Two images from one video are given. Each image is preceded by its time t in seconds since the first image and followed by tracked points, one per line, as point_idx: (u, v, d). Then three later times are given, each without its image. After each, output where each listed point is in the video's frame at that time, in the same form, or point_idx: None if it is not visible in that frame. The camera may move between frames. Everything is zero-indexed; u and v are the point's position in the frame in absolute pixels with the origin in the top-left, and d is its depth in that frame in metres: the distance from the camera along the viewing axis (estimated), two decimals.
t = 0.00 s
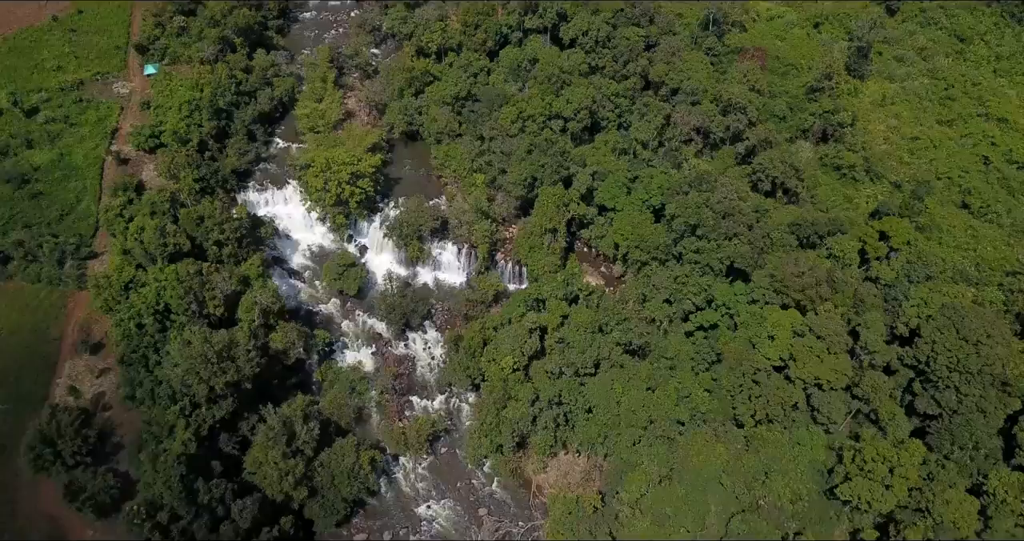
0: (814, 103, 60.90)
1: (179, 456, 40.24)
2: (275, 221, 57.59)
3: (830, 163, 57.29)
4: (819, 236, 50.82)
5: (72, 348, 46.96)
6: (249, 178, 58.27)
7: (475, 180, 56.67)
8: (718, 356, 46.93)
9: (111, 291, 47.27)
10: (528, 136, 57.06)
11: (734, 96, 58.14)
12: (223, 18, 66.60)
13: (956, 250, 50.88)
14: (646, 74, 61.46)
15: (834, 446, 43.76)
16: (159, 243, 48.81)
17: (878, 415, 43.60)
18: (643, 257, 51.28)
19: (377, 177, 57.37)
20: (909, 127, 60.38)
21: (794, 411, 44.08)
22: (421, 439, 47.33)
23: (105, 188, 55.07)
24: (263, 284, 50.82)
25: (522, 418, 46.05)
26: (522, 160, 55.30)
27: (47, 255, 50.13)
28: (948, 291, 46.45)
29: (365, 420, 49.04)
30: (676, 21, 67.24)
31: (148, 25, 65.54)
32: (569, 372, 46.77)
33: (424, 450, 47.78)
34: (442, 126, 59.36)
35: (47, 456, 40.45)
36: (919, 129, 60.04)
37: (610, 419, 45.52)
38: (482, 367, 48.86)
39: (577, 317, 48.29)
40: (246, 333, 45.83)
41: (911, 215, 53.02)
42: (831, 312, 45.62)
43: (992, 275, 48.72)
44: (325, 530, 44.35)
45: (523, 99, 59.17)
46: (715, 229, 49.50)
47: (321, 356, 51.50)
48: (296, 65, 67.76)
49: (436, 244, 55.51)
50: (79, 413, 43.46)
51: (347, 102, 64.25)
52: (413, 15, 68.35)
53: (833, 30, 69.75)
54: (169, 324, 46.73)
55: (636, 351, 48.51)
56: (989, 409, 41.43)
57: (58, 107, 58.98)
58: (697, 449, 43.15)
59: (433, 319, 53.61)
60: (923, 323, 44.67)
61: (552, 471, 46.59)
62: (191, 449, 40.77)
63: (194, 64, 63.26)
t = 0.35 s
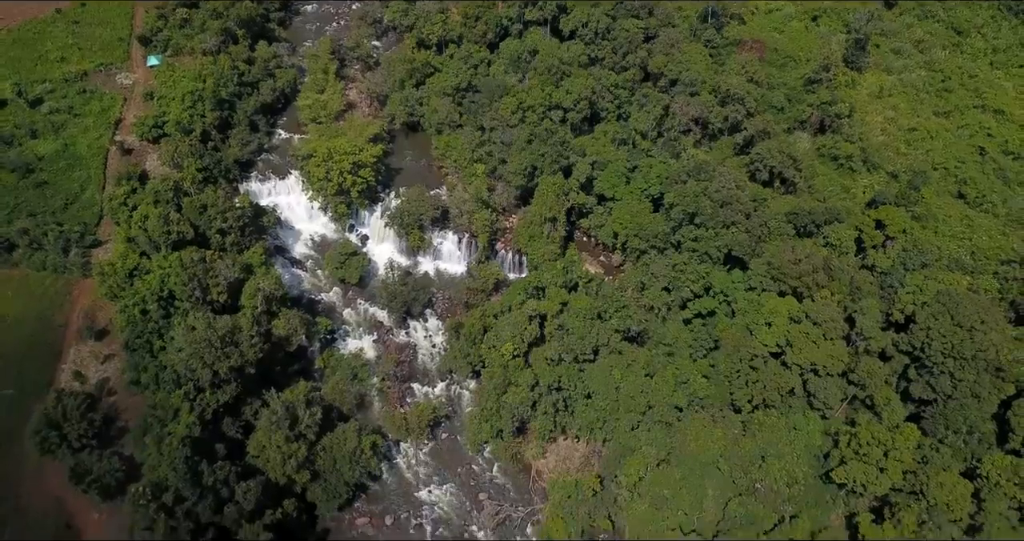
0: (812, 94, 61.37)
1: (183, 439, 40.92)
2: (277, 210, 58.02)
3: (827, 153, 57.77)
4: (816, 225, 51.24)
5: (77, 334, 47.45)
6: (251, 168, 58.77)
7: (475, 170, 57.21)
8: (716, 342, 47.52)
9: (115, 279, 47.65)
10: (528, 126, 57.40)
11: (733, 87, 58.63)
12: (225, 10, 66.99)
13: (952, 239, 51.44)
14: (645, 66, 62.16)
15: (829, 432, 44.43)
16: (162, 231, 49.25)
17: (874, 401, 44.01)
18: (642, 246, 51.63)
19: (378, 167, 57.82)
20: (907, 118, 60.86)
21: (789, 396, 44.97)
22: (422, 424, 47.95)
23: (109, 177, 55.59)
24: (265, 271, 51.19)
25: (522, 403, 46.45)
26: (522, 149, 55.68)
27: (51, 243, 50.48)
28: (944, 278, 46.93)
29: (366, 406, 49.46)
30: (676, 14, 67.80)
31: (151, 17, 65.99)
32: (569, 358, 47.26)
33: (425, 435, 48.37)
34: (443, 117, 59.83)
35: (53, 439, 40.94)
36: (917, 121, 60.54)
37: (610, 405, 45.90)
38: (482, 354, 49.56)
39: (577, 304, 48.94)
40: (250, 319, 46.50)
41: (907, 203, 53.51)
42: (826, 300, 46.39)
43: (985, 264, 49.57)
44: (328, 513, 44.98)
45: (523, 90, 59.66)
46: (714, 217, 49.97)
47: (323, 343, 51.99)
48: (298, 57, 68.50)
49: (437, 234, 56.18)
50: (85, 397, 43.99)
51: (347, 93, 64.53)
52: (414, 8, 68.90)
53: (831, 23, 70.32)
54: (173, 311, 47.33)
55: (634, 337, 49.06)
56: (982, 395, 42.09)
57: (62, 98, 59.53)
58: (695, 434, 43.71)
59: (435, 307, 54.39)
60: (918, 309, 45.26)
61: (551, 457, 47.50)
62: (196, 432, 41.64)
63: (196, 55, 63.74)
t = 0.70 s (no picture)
0: (810, 87, 61.96)
1: (188, 424, 41.68)
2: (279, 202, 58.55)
3: (825, 145, 58.29)
4: (813, 215, 51.85)
5: (81, 322, 47.91)
6: (253, 160, 59.13)
7: (475, 161, 57.73)
8: (713, 329, 48.18)
9: (120, 267, 48.37)
10: (527, 118, 58.04)
11: (732, 78, 59.00)
12: (228, 3, 67.50)
13: (948, 230, 51.96)
14: (643, 58, 62.82)
15: (826, 419, 44.81)
16: (166, 220, 49.81)
17: (871, 388, 44.52)
18: (641, 236, 52.14)
19: (379, 158, 58.29)
20: (904, 110, 61.40)
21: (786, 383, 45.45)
22: (422, 411, 48.54)
23: (112, 168, 56.09)
24: (268, 260, 51.81)
25: (522, 390, 47.07)
26: (522, 140, 56.30)
27: (56, 232, 50.98)
28: (939, 267, 47.47)
29: (368, 394, 50.00)
30: (675, 7, 68.33)
31: (154, 10, 66.55)
32: (568, 346, 47.80)
33: (425, 423, 48.98)
34: (443, 108, 60.30)
35: (58, 424, 41.39)
36: (914, 113, 61.07)
37: (609, 392, 46.51)
38: (483, 342, 50.07)
39: (576, 292, 49.40)
40: (253, 307, 47.04)
41: (903, 194, 53.81)
42: (824, 289, 46.79)
43: (981, 254, 49.99)
44: (329, 499, 45.45)
45: (524, 82, 60.43)
46: (711, 206, 50.61)
47: (325, 332, 52.71)
48: (300, 50, 69.28)
49: (437, 225, 56.45)
50: (90, 384, 44.48)
51: (349, 86, 65.39)
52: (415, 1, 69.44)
53: (829, 16, 70.82)
54: (177, 299, 47.79)
55: (633, 325, 49.44)
56: (976, 382, 42.73)
57: (66, 90, 60.02)
58: (694, 420, 44.30)
59: (435, 297, 54.84)
60: (914, 297, 45.76)
61: (551, 443, 48.37)
62: (200, 418, 42.33)
63: (199, 48, 64.58)
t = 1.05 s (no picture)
0: (807, 78, 62.61)
1: (193, 407, 42.33)
2: (280, 191, 59.00)
3: (823, 136, 58.80)
4: (811, 204, 52.40)
5: (87, 308, 48.55)
6: (256, 150, 59.86)
7: (476, 151, 58.23)
8: (711, 316, 48.58)
9: (125, 254, 48.83)
10: (528, 108, 58.32)
11: (729, 69, 59.63)
12: None
13: (944, 219, 52.51)
14: (643, 49, 63.38)
15: (822, 404, 45.44)
16: (170, 207, 50.33)
17: (867, 373, 45.08)
18: (639, 224, 52.89)
19: (382, 148, 59.32)
20: (901, 102, 62.04)
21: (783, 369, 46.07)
22: (424, 397, 49.16)
23: (116, 158, 56.72)
24: (270, 248, 52.31)
25: (522, 375, 47.59)
26: (522, 130, 56.77)
27: (61, 221, 51.61)
28: (935, 254, 47.99)
29: (370, 381, 50.58)
30: None
31: (157, 3, 67.25)
32: (567, 332, 48.28)
33: (427, 408, 49.67)
34: (444, 99, 61.26)
35: (65, 407, 41.99)
36: (911, 104, 61.71)
37: (608, 378, 47.10)
38: (484, 329, 50.78)
39: (576, 279, 49.99)
40: (257, 293, 47.66)
41: (900, 183, 54.53)
42: (820, 275, 47.27)
43: (976, 242, 50.57)
44: (331, 483, 45.99)
45: (523, 73, 61.01)
46: (709, 195, 51.26)
47: (327, 320, 53.17)
48: (302, 42, 69.98)
49: (438, 214, 57.05)
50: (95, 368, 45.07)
51: (351, 78, 66.35)
52: None
53: (827, 9, 71.52)
54: (181, 285, 48.25)
55: (632, 311, 49.73)
56: (970, 366, 43.38)
57: (70, 81, 60.60)
58: (692, 404, 44.97)
59: (436, 286, 55.27)
60: (910, 284, 46.03)
61: (551, 427, 49.12)
62: (204, 401, 42.92)
63: (202, 40, 65.34)
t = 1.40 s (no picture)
0: (805, 70, 63.10)
1: (197, 392, 42.92)
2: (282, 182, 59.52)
3: (820, 127, 59.30)
4: (808, 194, 53.08)
5: (90, 296, 49.00)
6: (258, 141, 60.28)
7: (476, 142, 58.62)
8: (709, 304, 49.18)
9: (128, 242, 49.35)
10: (528, 99, 59.22)
11: (728, 60, 60.08)
12: None
13: (941, 209, 52.89)
14: (642, 42, 63.95)
15: (818, 391, 46.00)
16: (173, 196, 50.81)
17: (862, 360, 45.65)
18: (638, 214, 53.34)
19: (382, 138, 59.58)
20: (898, 94, 62.59)
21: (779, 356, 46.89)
22: (425, 383, 49.94)
23: (119, 148, 57.22)
24: (273, 237, 52.78)
25: (521, 362, 48.28)
26: (522, 121, 57.18)
27: (65, 210, 52.05)
28: (931, 243, 48.46)
29: (372, 368, 51.14)
30: None
31: None
32: (567, 320, 48.78)
33: (428, 396, 50.28)
34: (445, 91, 61.78)
35: (70, 392, 42.53)
36: (908, 97, 62.24)
37: (607, 365, 47.48)
38: (484, 317, 51.45)
39: (576, 268, 50.48)
40: (259, 281, 48.13)
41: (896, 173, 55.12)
42: (818, 263, 47.77)
43: (972, 232, 50.98)
44: (333, 468, 46.51)
45: (523, 65, 61.57)
46: (708, 185, 51.77)
47: (329, 309, 53.53)
48: (304, 34, 70.67)
49: (438, 205, 57.40)
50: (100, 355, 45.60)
51: (352, 70, 66.76)
52: None
53: (825, 3, 72.14)
54: (184, 273, 48.69)
55: (631, 299, 49.99)
56: (965, 352, 43.92)
57: (73, 72, 61.07)
58: (690, 390, 45.63)
59: (437, 276, 56.07)
60: (906, 272, 46.45)
61: (551, 414, 49.70)
62: (208, 387, 43.54)
63: (204, 32, 65.96)
